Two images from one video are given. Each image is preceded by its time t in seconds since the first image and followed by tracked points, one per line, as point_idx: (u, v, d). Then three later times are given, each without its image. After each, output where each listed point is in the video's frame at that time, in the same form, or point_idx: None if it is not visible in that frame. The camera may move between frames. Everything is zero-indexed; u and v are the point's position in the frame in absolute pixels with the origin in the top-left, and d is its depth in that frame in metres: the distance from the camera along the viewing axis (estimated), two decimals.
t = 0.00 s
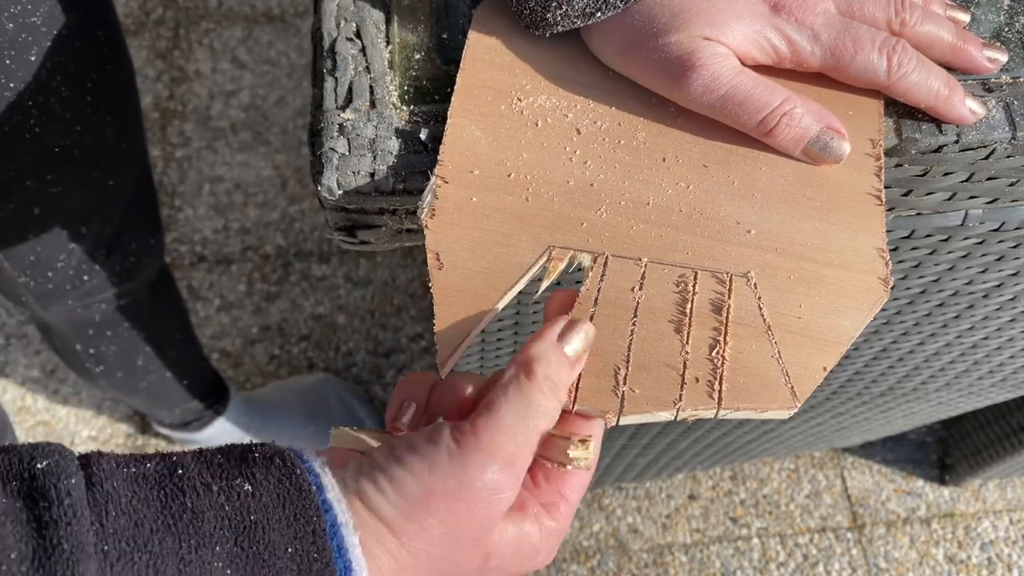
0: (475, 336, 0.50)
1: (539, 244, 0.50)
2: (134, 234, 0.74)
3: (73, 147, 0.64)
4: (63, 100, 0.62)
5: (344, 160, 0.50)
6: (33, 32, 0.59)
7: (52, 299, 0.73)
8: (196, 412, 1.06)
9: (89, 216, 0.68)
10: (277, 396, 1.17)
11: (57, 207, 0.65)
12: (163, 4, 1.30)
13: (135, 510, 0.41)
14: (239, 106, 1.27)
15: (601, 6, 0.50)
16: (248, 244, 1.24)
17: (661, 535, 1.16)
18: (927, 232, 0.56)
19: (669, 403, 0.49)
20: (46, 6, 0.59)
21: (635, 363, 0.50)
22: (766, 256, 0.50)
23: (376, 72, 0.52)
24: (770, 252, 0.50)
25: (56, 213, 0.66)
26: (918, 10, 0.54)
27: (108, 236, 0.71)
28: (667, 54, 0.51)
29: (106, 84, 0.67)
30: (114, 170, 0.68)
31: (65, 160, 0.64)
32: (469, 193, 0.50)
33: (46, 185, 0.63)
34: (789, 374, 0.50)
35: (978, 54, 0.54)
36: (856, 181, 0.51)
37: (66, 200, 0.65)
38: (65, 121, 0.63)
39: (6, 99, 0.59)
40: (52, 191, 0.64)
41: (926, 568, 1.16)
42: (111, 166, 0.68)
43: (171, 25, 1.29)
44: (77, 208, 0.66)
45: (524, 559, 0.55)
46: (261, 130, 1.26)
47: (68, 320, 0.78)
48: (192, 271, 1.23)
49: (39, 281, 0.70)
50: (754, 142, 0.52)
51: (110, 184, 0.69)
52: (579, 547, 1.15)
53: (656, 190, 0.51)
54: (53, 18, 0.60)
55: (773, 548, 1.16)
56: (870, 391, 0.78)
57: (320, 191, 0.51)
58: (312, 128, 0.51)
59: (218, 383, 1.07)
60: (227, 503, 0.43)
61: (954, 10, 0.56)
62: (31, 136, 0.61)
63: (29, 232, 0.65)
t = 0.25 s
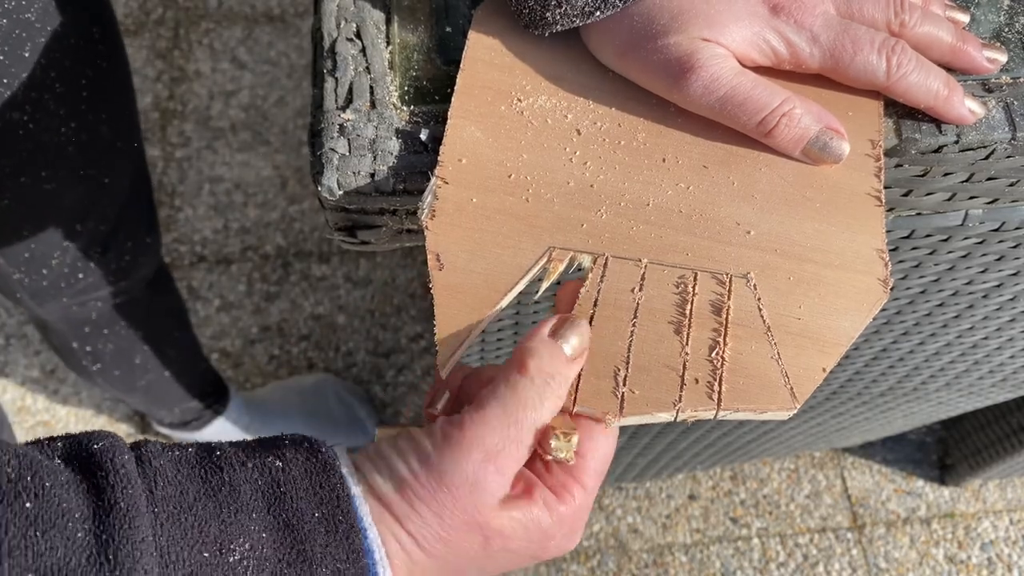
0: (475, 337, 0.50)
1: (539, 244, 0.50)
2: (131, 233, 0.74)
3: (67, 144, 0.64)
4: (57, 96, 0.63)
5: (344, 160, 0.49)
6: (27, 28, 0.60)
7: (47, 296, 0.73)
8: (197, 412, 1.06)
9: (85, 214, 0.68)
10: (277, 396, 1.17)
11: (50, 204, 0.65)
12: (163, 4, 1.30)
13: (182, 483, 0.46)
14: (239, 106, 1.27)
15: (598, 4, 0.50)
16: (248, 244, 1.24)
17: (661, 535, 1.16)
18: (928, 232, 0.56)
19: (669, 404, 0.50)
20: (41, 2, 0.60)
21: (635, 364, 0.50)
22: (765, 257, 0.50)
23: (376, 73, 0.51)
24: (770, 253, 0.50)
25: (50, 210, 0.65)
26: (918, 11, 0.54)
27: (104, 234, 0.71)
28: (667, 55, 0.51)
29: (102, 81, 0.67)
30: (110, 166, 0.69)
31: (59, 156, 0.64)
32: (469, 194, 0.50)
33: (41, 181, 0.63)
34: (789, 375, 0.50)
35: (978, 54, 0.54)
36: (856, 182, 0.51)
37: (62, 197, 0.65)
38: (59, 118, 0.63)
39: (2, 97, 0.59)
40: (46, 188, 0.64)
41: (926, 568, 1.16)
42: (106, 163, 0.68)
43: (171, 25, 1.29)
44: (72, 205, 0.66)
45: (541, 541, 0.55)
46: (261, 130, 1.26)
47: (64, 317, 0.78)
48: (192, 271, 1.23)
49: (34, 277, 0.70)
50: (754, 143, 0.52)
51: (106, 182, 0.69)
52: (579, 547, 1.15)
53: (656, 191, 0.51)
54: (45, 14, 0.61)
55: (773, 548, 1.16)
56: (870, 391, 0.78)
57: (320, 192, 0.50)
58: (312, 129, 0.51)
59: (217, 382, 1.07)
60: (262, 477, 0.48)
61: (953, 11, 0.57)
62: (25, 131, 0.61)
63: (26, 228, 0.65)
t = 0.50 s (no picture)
0: (474, 337, 0.50)
1: (539, 244, 0.50)
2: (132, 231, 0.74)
3: (71, 140, 0.64)
4: (60, 92, 0.62)
5: (344, 161, 0.49)
6: (32, 23, 0.59)
7: (47, 293, 0.73)
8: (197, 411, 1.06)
9: (85, 212, 0.68)
10: (277, 396, 1.17)
11: (51, 200, 0.65)
12: (163, 4, 1.30)
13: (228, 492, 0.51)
14: (239, 106, 1.27)
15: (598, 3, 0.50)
16: (248, 244, 1.24)
17: (661, 535, 1.16)
18: (927, 232, 0.56)
19: (668, 405, 0.48)
20: None
21: (635, 364, 0.49)
22: (765, 257, 0.50)
23: (376, 74, 0.51)
24: (769, 253, 0.50)
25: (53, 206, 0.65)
26: (918, 11, 0.54)
27: (105, 231, 0.71)
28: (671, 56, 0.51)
29: (105, 77, 0.67)
30: (111, 163, 0.68)
31: (63, 152, 0.64)
32: (469, 194, 0.50)
33: (42, 177, 0.63)
34: (789, 375, 0.49)
35: (977, 54, 0.54)
36: (856, 183, 0.51)
37: (64, 193, 0.65)
38: (62, 113, 0.63)
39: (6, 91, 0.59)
40: (48, 184, 0.64)
41: (926, 568, 1.16)
42: (108, 159, 0.68)
43: (171, 25, 1.29)
44: (73, 202, 0.66)
45: (513, 523, 0.65)
46: (261, 130, 1.26)
47: (65, 313, 0.78)
48: (193, 272, 1.23)
49: (35, 273, 0.70)
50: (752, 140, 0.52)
51: (107, 179, 0.68)
52: (579, 547, 1.15)
53: (656, 191, 0.51)
54: (51, 8, 0.60)
55: (773, 548, 1.16)
56: (870, 392, 0.78)
57: (320, 193, 0.50)
58: (312, 130, 0.51)
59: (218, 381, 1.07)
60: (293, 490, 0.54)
61: (952, 11, 0.57)
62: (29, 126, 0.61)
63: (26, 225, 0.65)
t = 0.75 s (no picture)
0: (474, 337, 0.50)
1: (539, 243, 0.50)
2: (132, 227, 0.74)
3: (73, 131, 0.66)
4: (68, 84, 0.66)
5: (344, 161, 0.50)
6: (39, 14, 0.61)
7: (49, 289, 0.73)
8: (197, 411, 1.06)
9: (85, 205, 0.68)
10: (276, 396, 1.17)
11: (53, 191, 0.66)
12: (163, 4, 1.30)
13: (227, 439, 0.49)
14: (239, 106, 1.27)
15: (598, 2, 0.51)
16: (248, 244, 1.24)
17: (661, 535, 1.16)
18: (927, 232, 0.56)
19: (668, 404, 0.49)
20: None
21: (635, 363, 0.50)
22: (766, 257, 0.50)
23: (376, 73, 0.51)
24: (770, 253, 0.50)
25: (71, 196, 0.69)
26: (918, 10, 0.54)
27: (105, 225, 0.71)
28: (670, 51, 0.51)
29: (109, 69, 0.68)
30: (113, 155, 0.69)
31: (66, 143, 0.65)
32: (470, 195, 0.50)
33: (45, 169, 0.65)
34: (789, 374, 0.49)
35: (978, 54, 0.54)
36: (857, 182, 0.51)
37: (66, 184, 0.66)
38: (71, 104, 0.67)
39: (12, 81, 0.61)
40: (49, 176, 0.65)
41: (926, 568, 1.16)
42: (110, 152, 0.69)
43: (171, 25, 1.29)
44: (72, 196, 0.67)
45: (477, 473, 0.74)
46: (261, 130, 1.26)
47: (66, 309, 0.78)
48: (192, 272, 1.23)
49: (41, 267, 0.71)
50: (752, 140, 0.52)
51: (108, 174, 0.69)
52: (579, 547, 1.15)
53: (656, 190, 0.51)
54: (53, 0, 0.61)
55: (773, 548, 1.16)
56: (870, 391, 0.78)
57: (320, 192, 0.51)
58: (312, 129, 0.51)
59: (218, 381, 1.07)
60: (289, 446, 0.54)
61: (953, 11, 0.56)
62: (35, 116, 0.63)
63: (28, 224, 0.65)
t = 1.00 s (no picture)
0: (474, 337, 0.50)
1: (539, 243, 0.50)
2: (148, 224, 0.74)
3: (86, 135, 0.64)
4: (77, 86, 0.62)
5: (344, 160, 0.50)
6: (48, 15, 0.59)
7: (68, 293, 0.73)
8: (200, 412, 1.06)
9: (104, 209, 0.68)
10: (277, 396, 1.18)
11: (69, 198, 0.65)
12: (164, 4, 1.33)
13: None
14: (239, 106, 1.29)
15: None
16: (248, 244, 1.25)
17: (661, 535, 1.16)
18: (927, 232, 0.56)
19: (668, 403, 0.50)
20: None
21: (635, 363, 0.50)
22: (767, 256, 0.50)
23: (376, 72, 0.51)
24: (771, 253, 0.50)
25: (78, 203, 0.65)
26: None
27: (122, 228, 0.71)
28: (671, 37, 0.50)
29: (117, 71, 0.66)
30: (128, 157, 0.68)
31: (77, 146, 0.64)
32: (468, 195, 0.50)
33: (58, 174, 0.63)
34: (790, 372, 0.50)
35: (995, 30, 0.53)
36: (857, 181, 0.51)
37: (82, 193, 0.65)
38: (79, 107, 0.63)
39: (19, 82, 0.59)
40: (65, 180, 0.64)
41: (926, 568, 1.16)
42: (123, 154, 0.68)
43: (171, 25, 1.32)
44: (89, 199, 0.66)
45: None
46: (261, 130, 1.28)
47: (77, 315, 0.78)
48: (193, 272, 1.23)
49: (54, 273, 0.70)
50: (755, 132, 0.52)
51: (123, 174, 0.68)
52: (579, 547, 1.15)
53: (657, 189, 0.51)
54: None
55: (773, 548, 1.16)
56: (870, 391, 0.78)
57: (320, 190, 0.51)
58: (311, 128, 0.51)
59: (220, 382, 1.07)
60: None
61: None
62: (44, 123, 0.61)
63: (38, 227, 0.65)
